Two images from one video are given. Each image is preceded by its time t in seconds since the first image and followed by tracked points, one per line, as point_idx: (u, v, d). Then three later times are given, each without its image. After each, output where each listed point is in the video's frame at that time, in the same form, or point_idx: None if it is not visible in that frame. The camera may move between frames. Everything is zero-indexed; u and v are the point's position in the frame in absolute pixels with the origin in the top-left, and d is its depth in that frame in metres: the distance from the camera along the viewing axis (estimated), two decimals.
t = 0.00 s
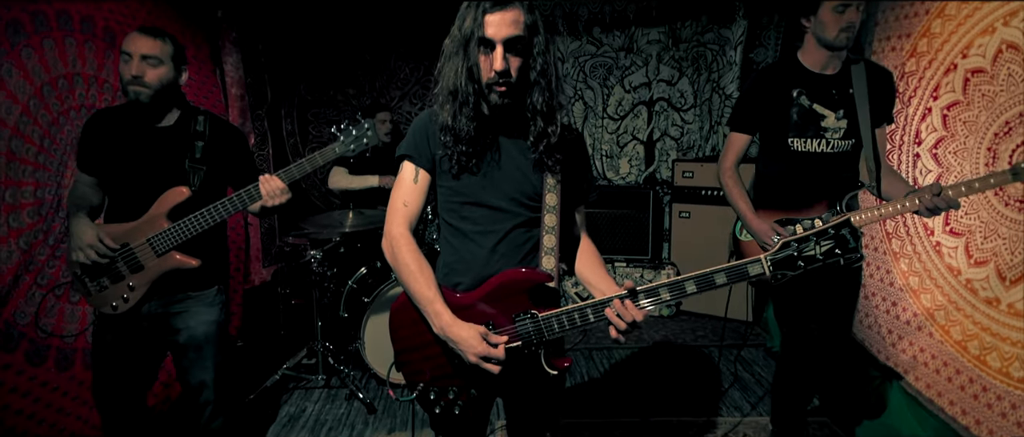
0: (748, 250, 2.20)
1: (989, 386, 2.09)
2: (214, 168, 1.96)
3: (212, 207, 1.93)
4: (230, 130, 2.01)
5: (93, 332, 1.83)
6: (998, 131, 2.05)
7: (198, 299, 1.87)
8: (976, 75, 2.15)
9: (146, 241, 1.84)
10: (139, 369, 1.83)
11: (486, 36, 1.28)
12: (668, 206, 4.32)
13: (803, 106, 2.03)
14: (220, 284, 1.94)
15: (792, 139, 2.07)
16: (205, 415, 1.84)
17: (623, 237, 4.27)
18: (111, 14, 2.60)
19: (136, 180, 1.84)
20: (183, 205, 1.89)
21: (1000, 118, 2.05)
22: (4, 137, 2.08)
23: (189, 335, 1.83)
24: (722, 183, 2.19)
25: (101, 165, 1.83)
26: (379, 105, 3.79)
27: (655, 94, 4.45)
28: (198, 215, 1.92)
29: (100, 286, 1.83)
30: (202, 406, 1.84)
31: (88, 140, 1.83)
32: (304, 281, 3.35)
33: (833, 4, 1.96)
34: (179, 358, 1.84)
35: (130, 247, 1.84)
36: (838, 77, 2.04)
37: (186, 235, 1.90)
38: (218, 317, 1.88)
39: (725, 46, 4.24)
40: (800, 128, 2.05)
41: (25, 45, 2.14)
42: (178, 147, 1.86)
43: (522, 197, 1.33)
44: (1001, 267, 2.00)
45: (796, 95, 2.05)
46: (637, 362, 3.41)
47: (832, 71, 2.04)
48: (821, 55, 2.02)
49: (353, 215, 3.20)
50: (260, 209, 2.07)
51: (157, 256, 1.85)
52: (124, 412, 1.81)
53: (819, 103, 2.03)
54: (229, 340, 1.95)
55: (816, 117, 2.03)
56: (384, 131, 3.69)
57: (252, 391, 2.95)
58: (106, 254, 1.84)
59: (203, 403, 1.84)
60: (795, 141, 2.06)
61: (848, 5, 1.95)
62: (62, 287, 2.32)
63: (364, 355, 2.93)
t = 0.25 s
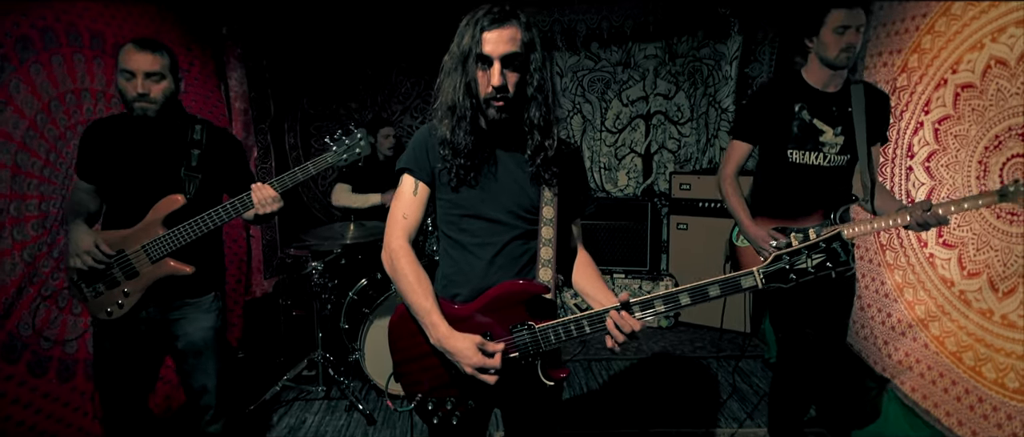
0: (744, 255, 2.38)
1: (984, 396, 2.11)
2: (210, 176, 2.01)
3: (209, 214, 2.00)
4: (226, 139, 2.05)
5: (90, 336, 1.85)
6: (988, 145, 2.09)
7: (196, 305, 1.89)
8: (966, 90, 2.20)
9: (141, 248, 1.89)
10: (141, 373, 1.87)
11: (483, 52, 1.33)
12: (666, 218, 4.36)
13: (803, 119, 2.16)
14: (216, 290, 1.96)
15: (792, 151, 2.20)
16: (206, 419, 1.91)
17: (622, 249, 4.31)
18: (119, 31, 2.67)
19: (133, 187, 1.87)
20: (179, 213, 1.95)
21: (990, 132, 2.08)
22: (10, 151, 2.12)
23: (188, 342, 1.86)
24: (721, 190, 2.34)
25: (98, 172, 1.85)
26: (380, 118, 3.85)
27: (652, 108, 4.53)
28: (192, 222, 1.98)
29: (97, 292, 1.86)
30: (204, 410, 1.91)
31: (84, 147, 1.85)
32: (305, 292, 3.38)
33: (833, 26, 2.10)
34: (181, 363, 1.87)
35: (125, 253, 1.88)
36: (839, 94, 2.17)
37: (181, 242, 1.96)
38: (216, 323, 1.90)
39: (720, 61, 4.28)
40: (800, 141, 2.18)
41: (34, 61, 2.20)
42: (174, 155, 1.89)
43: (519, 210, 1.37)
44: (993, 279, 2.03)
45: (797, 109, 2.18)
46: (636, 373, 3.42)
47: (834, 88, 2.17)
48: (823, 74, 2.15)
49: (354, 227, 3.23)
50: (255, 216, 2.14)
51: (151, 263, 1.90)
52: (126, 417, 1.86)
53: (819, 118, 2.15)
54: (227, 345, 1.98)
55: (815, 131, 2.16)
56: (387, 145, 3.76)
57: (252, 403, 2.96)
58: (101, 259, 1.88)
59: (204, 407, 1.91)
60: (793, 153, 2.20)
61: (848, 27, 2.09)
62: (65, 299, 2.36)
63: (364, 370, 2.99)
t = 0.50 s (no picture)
0: (735, 251, 2.51)
1: (977, 404, 2.12)
2: (196, 190, 2.07)
3: (194, 228, 2.06)
4: (212, 154, 2.11)
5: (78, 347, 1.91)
6: (976, 157, 2.11)
7: (181, 315, 1.94)
8: (953, 103, 2.24)
9: (127, 262, 1.95)
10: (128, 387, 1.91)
11: (480, 66, 1.38)
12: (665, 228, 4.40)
13: (805, 122, 2.27)
14: (201, 302, 2.01)
15: (791, 151, 2.31)
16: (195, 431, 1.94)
17: (621, 259, 4.35)
18: (127, 46, 2.75)
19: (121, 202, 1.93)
20: (164, 227, 2.01)
21: (978, 145, 2.11)
22: (18, 162, 2.17)
23: (172, 351, 1.89)
24: (717, 184, 2.46)
25: (85, 188, 1.91)
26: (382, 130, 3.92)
27: (651, 120, 4.58)
28: (177, 236, 2.04)
29: (84, 305, 1.89)
30: (192, 421, 1.94)
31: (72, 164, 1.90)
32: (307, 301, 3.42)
33: (838, 37, 2.19)
34: (166, 372, 1.91)
35: (111, 267, 1.94)
36: (841, 101, 2.28)
37: (166, 257, 2.02)
38: (201, 332, 1.95)
39: (717, 75, 4.38)
40: (799, 143, 2.29)
41: (44, 75, 2.28)
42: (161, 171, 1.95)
43: (515, 219, 1.41)
44: (984, 288, 2.07)
45: (800, 112, 2.29)
46: (634, 383, 3.44)
47: (837, 96, 2.27)
48: (828, 81, 2.26)
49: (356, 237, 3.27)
50: (240, 230, 2.21)
51: (137, 277, 1.96)
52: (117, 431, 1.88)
53: (820, 122, 2.26)
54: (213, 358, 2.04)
55: (814, 135, 2.26)
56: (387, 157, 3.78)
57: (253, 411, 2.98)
58: (88, 274, 1.93)
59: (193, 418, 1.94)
60: (792, 153, 2.30)
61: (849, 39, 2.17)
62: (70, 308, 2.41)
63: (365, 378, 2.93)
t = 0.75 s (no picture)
0: (724, 257, 2.53)
1: (968, 408, 2.16)
2: (192, 199, 2.13)
3: (192, 235, 2.11)
4: (208, 163, 2.17)
5: (79, 355, 1.98)
6: (963, 165, 2.17)
7: (180, 322, 1.97)
8: (940, 112, 2.30)
9: (126, 270, 1.97)
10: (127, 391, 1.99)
11: (480, 74, 1.45)
12: (662, 237, 4.44)
13: (798, 135, 2.35)
14: (199, 308, 2.04)
15: (782, 163, 2.38)
16: None
17: (619, 267, 4.39)
18: (135, 58, 2.82)
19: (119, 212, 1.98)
20: (161, 235, 2.04)
21: (964, 154, 2.17)
22: (30, 170, 2.23)
23: (170, 358, 1.93)
24: (711, 191, 2.51)
25: (84, 198, 1.96)
26: (383, 140, 3.98)
27: (647, 130, 4.66)
28: (175, 244, 2.07)
29: (82, 313, 1.94)
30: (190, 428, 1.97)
31: (71, 175, 1.96)
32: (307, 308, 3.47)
33: (830, 55, 2.40)
34: (163, 379, 1.95)
35: (109, 275, 1.96)
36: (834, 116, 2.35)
37: (162, 265, 2.04)
38: (198, 339, 1.99)
39: (712, 86, 4.43)
40: (791, 154, 2.36)
41: (54, 85, 2.34)
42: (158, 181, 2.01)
43: (513, 222, 1.46)
44: (972, 293, 2.11)
45: (793, 125, 2.37)
46: (632, 390, 3.46)
47: (831, 111, 2.36)
48: (822, 97, 2.37)
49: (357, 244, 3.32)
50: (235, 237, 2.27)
51: (135, 285, 1.98)
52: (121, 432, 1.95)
53: (812, 136, 2.33)
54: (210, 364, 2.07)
55: (806, 149, 2.34)
56: (387, 165, 3.85)
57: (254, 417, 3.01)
58: (87, 282, 1.97)
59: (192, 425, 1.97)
60: (783, 165, 2.38)
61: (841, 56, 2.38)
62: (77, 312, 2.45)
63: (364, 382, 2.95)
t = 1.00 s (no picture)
0: (711, 263, 2.57)
1: (958, 408, 2.20)
2: (214, 194, 2.21)
3: (215, 228, 2.16)
4: (226, 160, 2.27)
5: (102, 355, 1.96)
6: (949, 170, 2.24)
7: (204, 318, 2.05)
8: (927, 120, 2.37)
9: (154, 264, 2.02)
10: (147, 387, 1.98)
11: (479, 80, 1.51)
12: (658, 244, 4.50)
13: (781, 143, 2.42)
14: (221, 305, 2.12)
15: (766, 169, 2.43)
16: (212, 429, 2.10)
17: (616, 273, 4.44)
18: (144, 67, 2.88)
19: (145, 208, 2.03)
20: (187, 229, 2.10)
21: (951, 159, 2.23)
22: (43, 174, 2.29)
23: (195, 354, 2.02)
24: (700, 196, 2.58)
25: (108, 195, 2.00)
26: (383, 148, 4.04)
27: (643, 139, 4.74)
28: (200, 237, 2.13)
29: (111, 309, 1.97)
30: (210, 418, 2.09)
31: (95, 174, 2.00)
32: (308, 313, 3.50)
33: (813, 65, 2.47)
34: (185, 373, 2.03)
35: (138, 270, 2.01)
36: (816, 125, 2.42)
37: (190, 257, 2.09)
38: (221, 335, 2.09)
39: (706, 96, 4.48)
40: (775, 161, 2.42)
41: (64, 92, 2.40)
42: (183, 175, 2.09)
43: (510, 221, 1.52)
44: (960, 296, 2.17)
45: (777, 133, 2.44)
46: (630, 394, 3.49)
47: (813, 119, 2.43)
48: (805, 106, 2.43)
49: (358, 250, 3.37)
50: (258, 228, 2.31)
51: (164, 278, 2.03)
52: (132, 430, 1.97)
53: (796, 143, 2.40)
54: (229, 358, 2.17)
55: (790, 155, 2.40)
56: (387, 173, 3.92)
57: (256, 421, 3.03)
58: (117, 279, 2.01)
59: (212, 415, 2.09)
60: (768, 171, 2.43)
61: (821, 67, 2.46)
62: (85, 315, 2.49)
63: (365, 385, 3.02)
